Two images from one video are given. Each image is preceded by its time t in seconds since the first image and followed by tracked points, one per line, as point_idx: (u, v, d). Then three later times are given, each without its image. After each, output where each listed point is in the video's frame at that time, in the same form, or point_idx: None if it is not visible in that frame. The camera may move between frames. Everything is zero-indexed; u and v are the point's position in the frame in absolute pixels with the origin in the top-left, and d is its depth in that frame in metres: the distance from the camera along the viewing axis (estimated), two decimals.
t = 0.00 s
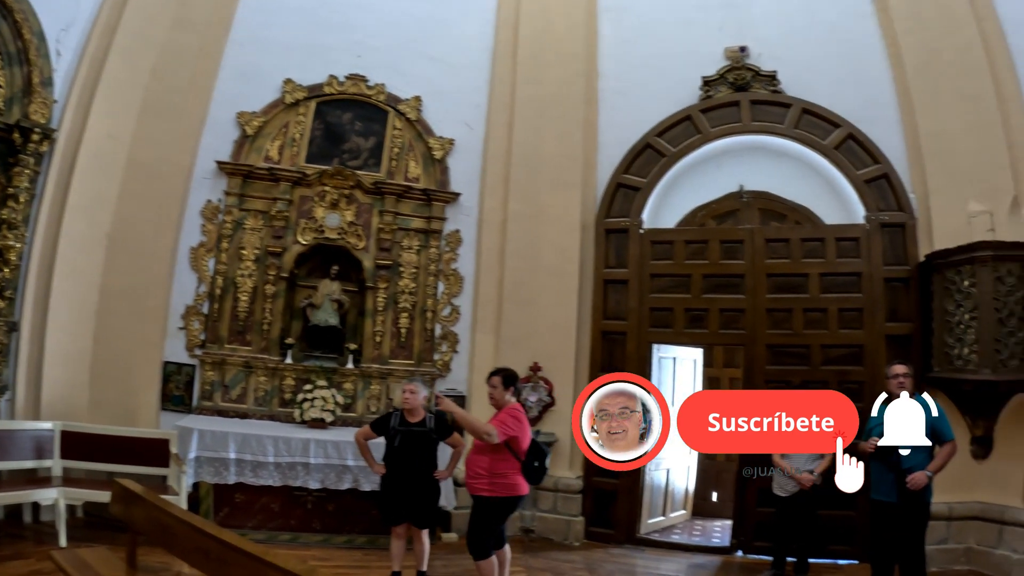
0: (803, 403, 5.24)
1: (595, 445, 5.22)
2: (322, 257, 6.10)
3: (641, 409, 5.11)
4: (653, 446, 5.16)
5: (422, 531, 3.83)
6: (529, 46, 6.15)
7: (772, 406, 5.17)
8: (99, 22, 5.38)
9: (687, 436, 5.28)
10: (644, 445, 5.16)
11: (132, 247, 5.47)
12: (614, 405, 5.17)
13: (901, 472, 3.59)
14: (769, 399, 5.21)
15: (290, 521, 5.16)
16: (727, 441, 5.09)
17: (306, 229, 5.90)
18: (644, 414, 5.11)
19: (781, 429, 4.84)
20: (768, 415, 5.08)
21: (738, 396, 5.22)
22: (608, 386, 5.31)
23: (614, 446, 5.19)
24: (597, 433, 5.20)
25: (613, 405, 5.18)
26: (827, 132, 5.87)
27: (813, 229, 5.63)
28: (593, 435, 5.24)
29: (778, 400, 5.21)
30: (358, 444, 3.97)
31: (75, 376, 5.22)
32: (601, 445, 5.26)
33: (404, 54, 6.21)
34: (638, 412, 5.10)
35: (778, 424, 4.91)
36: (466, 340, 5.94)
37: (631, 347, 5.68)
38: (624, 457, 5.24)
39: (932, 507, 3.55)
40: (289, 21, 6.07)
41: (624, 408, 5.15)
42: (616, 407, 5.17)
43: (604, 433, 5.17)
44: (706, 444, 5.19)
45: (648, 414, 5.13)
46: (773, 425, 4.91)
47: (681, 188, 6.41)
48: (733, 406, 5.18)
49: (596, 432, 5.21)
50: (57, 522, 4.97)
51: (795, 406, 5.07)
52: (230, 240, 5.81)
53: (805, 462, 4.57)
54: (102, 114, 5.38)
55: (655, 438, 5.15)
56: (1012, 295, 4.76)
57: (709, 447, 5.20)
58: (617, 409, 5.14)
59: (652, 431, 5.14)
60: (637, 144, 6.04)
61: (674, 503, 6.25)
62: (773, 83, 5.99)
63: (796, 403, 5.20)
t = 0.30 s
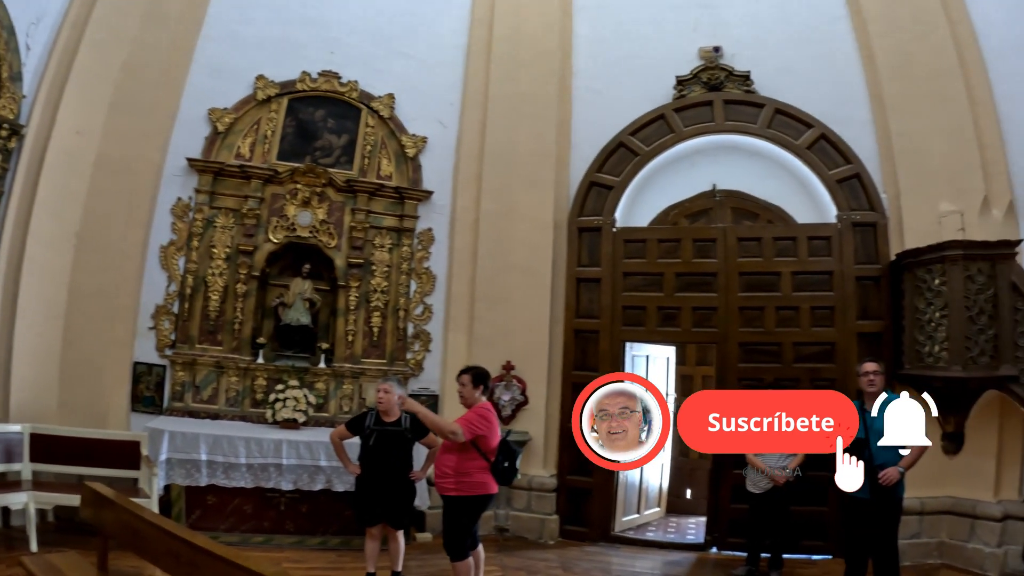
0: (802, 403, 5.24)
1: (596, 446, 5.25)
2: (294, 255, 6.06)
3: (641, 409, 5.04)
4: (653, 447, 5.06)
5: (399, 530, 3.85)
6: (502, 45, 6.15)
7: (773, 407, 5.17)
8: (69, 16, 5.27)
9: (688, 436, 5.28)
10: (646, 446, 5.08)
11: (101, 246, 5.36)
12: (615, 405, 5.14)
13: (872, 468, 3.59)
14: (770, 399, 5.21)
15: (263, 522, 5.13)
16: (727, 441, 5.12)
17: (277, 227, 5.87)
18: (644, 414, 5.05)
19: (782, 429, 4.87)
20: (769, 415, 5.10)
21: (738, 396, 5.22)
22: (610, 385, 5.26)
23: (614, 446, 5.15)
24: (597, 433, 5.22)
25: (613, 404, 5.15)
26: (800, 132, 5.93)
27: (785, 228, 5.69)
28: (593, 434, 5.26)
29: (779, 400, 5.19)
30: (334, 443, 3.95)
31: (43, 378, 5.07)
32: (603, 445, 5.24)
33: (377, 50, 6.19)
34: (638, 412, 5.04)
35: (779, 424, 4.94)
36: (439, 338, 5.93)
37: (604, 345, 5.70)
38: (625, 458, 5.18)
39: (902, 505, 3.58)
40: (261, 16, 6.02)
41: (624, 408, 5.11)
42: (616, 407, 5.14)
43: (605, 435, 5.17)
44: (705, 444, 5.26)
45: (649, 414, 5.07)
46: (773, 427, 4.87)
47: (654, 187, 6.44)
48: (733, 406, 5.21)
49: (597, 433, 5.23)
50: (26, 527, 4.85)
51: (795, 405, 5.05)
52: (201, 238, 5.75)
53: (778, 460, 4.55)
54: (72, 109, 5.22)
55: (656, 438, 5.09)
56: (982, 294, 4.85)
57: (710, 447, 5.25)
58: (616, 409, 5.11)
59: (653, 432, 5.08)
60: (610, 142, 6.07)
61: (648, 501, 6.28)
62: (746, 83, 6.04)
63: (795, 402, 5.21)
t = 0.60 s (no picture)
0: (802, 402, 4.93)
1: (596, 446, 5.35)
2: (265, 252, 6.02)
3: (641, 409, 5.20)
4: (653, 447, 5.20)
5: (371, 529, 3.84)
6: (478, 43, 6.17)
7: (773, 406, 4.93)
8: (41, 7, 5.21)
9: (689, 437, 4.96)
10: (645, 446, 5.21)
11: (72, 241, 5.23)
12: (615, 405, 5.30)
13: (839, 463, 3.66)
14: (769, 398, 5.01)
15: (233, 522, 5.12)
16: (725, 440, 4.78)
17: (249, 224, 5.84)
18: (644, 414, 5.21)
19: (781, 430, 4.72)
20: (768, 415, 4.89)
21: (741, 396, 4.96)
22: (610, 386, 5.39)
23: (613, 447, 5.25)
24: (597, 433, 5.35)
25: (613, 404, 5.31)
26: (773, 134, 6.01)
27: (757, 229, 5.76)
28: (594, 435, 5.39)
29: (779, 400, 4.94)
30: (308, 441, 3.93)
31: (10, 376, 4.93)
32: (603, 446, 5.34)
33: (353, 47, 6.17)
34: (638, 412, 5.20)
35: (778, 424, 4.77)
36: (411, 337, 5.94)
37: (576, 344, 5.74)
38: (624, 458, 5.26)
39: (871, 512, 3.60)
40: (236, 10, 5.97)
41: (624, 408, 5.26)
42: (616, 407, 5.30)
43: (606, 435, 5.29)
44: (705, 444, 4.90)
45: (648, 414, 5.23)
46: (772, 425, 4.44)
47: (627, 187, 6.49)
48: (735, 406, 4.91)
49: (597, 433, 5.35)
50: None
51: (796, 406, 4.82)
52: (172, 234, 5.70)
53: (749, 458, 4.61)
54: (43, 100, 5.14)
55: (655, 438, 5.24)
56: (951, 296, 4.92)
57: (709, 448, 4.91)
58: (616, 409, 5.27)
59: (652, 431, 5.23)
60: (584, 142, 6.11)
61: (620, 499, 6.33)
62: (720, 85, 6.11)
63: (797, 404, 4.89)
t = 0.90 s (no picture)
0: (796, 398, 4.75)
1: (595, 447, 5.26)
2: (234, 249, 5.98)
3: (640, 409, 5.31)
4: (650, 446, 5.37)
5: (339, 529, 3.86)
6: (451, 41, 6.18)
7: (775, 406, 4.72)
8: None
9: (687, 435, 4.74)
10: (644, 445, 5.35)
11: (36, 236, 5.16)
12: (615, 405, 5.26)
13: (810, 465, 3.69)
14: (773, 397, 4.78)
15: (202, 523, 5.07)
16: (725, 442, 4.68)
17: (218, 220, 5.78)
18: (643, 413, 5.33)
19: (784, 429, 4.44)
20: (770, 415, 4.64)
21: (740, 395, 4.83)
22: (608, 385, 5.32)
23: (614, 447, 5.24)
24: (597, 433, 5.25)
25: (612, 404, 5.26)
26: (743, 135, 6.08)
27: (726, 229, 5.83)
28: (592, 435, 5.28)
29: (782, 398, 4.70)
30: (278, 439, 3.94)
31: None
32: (601, 446, 5.28)
33: (325, 42, 6.14)
34: (638, 412, 5.31)
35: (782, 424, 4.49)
36: (380, 335, 5.95)
37: (545, 342, 5.77)
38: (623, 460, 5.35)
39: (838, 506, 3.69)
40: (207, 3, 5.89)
41: (624, 408, 5.27)
42: (616, 407, 5.26)
43: (606, 436, 5.24)
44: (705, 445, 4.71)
45: (648, 413, 5.37)
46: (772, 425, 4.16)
47: (598, 187, 6.55)
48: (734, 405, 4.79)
49: (596, 434, 5.26)
50: None
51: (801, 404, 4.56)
52: (139, 230, 5.62)
53: (717, 456, 4.67)
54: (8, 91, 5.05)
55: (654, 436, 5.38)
56: (918, 296, 5.01)
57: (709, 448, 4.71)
58: (617, 409, 5.23)
59: (652, 430, 5.37)
60: (556, 141, 6.15)
61: (590, 497, 6.37)
62: (692, 87, 6.17)
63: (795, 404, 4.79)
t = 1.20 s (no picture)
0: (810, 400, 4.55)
1: (596, 446, 5.18)
2: (205, 245, 5.93)
3: (640, 409, 5.11)
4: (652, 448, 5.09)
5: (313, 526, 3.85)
6: (426, 38, 6.19)
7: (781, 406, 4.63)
8: None
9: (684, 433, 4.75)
10: (645, 445, 5.11)
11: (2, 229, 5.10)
12: (615, 405, 5.12)
13: (779, 463, 3.75)
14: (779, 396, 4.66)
15: (174, 522, 5.03)
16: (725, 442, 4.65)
17: (190, 215, 5.73)
18: (644, 413, 5.11)
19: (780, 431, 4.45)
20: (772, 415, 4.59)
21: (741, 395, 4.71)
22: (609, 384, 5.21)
23: (614, 447, 5.15)
24: (597, 433, 5.13)
25: (612, 404, 5.13)
26: (717, 135, 6.14)
27: (700, 229, 5.89)
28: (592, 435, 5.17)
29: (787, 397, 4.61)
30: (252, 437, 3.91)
31: None
32: (601, 445, 5.20)
33: (300, 36, 6.10)
34: (638, 412, 5.11)
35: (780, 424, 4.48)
36: (353, 332, 5.95)
37: (518, 340, 5.80)
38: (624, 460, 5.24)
39: (809, 503, 3.75)
40: None
41: (624, 408, 5.12)
42: (616, 407, 5.13)
43: (606, 436, 5.13)
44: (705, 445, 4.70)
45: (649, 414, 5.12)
46: (772, 426, 4.07)
47: (572, 186, 6.65)
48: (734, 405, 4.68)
49: (596, 433, 5.15)
50: None
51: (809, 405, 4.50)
52: (110, 224, 5.54)
53: (690, 453, 4.74)
54: None
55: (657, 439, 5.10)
56: (889, 296, 5.09)
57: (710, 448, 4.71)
58: (617, 409, 5.09)
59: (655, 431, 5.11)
60: (530, 139, 6.18)
61: (563, 495, 6.41)
62: (667, 86, 6.23)
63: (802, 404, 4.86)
